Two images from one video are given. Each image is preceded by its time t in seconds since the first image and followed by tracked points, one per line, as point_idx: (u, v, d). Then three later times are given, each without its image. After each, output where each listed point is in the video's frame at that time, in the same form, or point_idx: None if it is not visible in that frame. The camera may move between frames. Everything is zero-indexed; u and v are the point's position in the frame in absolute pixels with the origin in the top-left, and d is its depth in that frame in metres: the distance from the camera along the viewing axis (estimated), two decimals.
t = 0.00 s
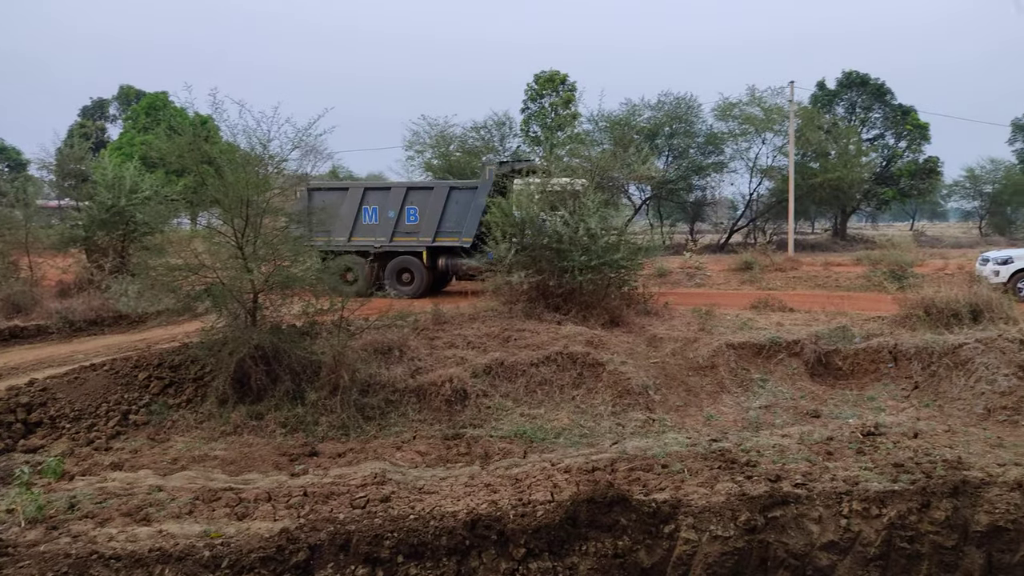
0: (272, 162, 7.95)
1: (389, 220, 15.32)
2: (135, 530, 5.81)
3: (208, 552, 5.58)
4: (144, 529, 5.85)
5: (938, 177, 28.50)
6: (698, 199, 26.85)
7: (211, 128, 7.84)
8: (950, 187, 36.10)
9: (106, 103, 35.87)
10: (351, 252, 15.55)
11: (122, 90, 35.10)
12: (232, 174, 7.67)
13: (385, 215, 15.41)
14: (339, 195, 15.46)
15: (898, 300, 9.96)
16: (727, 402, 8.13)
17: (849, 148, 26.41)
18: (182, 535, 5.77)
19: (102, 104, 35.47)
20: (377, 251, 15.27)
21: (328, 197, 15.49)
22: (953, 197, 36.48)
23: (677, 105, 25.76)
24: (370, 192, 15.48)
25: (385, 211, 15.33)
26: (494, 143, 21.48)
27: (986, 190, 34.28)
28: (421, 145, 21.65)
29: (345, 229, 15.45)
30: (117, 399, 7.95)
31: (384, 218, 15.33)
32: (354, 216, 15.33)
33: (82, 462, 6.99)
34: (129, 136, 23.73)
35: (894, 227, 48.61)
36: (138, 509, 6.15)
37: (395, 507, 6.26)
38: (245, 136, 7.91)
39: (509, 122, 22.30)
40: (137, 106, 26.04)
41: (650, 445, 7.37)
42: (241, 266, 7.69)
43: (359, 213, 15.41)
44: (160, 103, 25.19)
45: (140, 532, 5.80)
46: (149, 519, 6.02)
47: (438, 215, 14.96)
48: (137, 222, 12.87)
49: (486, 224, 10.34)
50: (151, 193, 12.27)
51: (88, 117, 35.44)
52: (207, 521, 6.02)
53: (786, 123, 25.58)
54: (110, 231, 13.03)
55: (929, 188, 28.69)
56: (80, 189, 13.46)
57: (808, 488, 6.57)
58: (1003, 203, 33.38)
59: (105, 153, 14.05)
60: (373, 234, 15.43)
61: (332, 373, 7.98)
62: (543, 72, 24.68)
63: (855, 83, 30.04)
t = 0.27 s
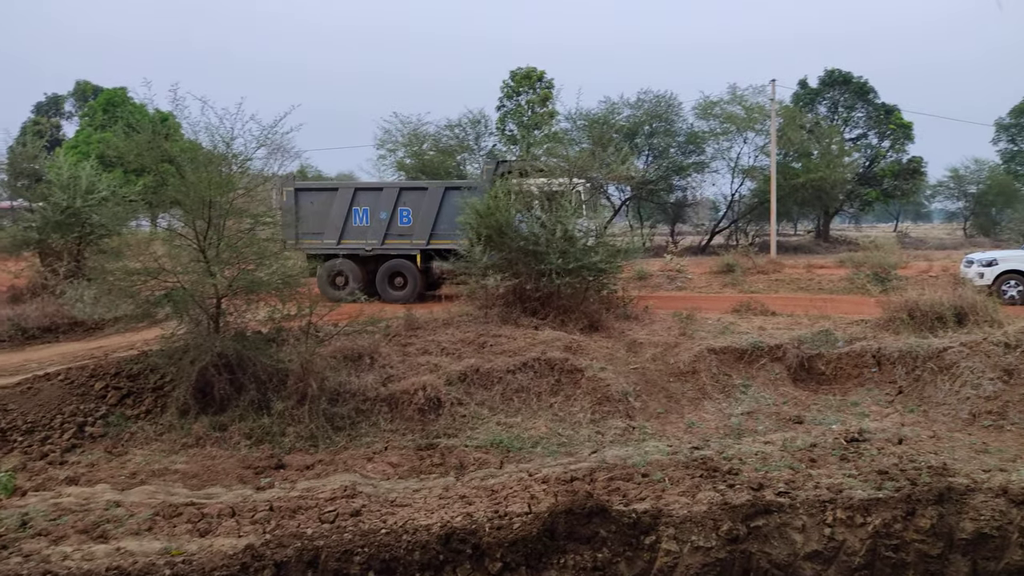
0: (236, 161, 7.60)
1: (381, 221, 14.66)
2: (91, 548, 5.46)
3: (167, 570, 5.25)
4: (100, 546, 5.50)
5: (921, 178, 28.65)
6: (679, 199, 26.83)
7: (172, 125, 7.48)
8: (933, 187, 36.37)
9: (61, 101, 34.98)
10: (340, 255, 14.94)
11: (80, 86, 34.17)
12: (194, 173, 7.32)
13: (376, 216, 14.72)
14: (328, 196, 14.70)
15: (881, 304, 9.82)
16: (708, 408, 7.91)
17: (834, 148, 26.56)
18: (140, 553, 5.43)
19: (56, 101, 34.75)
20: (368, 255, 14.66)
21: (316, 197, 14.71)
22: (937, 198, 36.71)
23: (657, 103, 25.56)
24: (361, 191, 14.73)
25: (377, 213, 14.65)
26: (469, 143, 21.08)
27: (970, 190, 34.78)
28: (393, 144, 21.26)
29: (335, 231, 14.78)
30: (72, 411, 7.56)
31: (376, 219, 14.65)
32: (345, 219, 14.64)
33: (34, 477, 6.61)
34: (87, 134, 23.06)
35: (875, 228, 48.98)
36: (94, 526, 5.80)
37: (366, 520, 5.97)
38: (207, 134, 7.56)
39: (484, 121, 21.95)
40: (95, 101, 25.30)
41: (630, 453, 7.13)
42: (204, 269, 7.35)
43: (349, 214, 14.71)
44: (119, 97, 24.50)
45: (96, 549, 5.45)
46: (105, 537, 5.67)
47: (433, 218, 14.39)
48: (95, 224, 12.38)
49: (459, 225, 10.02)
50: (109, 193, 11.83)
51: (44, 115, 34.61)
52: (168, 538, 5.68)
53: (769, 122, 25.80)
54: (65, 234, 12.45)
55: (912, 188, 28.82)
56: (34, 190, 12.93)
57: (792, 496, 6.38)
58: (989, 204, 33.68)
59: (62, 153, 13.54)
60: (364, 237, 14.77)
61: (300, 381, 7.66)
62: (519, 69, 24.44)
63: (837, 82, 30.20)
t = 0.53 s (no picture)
0: (202, 161, 7.24)
1: (375, 224, 14.22)
2: (47, 570, 5.09)
3: None
4: (57, 568, 5.13)
5: (915, 179, 28.60)
6: (666, 201, 26.73)
7: (134, 123, 7.11)
8: (927, 188, 36.48)
9: (18, 99, 34.19)
10: (333, 259, 14.53)
11: (40, 83, 33.35)
12: (157, 174, 6.95)
13: (370, 219, 14.27)
14: (320, 198, 14.30)
15: (873, 308, 9.59)
16: (696, 417, 7.64)
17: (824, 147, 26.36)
18: (101, 573, 5.07)
19: (12, 98, 33.92)
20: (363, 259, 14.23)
21: (309, 199, 14.34)
22: (930, 198, 36.86)
23: (642, 102, 25.56)
24: (354, 193, 14.30)
25: (371, 216, 14.21)
26: (447, 142, 20.88)
27: (964, 190, 34.82)
28: (368, 143, 20.88)
29: (327, 234, 14.37)
30: (29, 424, 7.16)
31: (370, 222, 14.21)
32: (337, 221, 14.22)
33: None
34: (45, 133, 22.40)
35: (864, 231, 49.06)
36: (52, 546, 5.42)
37: (339, 538, 5.63)
38: (172, 133, 7.20)
39: (463, 120, 21.57)
40: (55, 99, 24.56)
41: (615, 465, 6.84)
42: (168, 275, 7.00)
43: (342, 217, 14.29)
44: (78, 94, 23.69)
45: (53, 571, 5.08)
46: (63, 558, 5.29)
47: (430, 221, 13.92)
48: (52, 227, 11.95)
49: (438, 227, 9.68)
50: (67, 195, 11.43)
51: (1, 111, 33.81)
52: (130, 558, 5.31)
53: (756, 121, 25.40)
54: (21, 238, 12.04)
55: (906, 189, 28.72)
56: None
57: (783, 507, 6.12)
58: (982, 205, 33.59)
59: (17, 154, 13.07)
60: (358, 240, 14.34)
61: (270, 393, 7.31)
62: (500, 64, 24.31)
63: (828, 79, 30.10)
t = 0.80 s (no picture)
0: (171, 163, 7.00)
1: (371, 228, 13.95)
2: None
3: None
4: None
5: (901, 179, 28.58)
6: (649, 203, 26.74)
7: (100, 123, 6.87)
8: (915, 188, 36.59)
9: None
10: (326, 263, 14.18)
11: None
12: (123, 176, 6.71)
13: (366, 222, 13.99)
14: (314, 200, 13.97)
15: (859, 311, 9.48)
16: (680, 424, 7.48)
17: (809, 147, 26.51)
18: None
19: None
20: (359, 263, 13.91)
21: (301, 201, 13.97)
22: (918, 199, 37.05)
23: (625, 100, 25.22)
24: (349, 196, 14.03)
25: (367, 218, 13.92)
26: (425, 142, 20.81)
27: (952, 190, 35.00)
28: (344, 143, 20.58)
29: (321, 237, 14.02)
30: None
31: (366, 225, 13.91)
32: (331, 224, 13.90)
33: None
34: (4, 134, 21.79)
35: (849, 232, 49.26)
36: (13, 565, 5.16)
37: (313, 552, 5.42)
38: (139, 135, 6.97)
39: (442, 120, 21.56)
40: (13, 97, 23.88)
41: (598, 474, 6.67)
42: (135, 281, 6.76)
43: (336, 220, 13.98)
44: (37, 93, 22.98)
45: None
46: None
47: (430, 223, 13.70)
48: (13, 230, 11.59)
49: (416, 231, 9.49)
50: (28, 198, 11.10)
51: None
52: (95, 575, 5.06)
53: (741, 121, 25.34)
54: None
55: (891, 190, 28.72)
56: None
57: (769, 516, 5.98)
58: (969, 206, 33.70)
59: None
60: (353, 244, 14.03)
61: (240, 403, 7.14)
62: (478, 63, 24.18)
63: (813, 79, 30.11)
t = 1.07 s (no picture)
0: (136, 167, 6.93)
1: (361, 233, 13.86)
2: None
3: None
4: None
5: (866, 185, 29.08)
6: (619, 208, 26.61)
7: (64, 127, 6.78)
8: (880, 194, 37.25)
9: None
10: (316, 268, 14.04)
11: None
12: (87, 180, 6.61)
13: (355, 227, 13.91)
14: (303, 205, 13.83)
15: (825, 315, 9.61)
16: (650, 427, 7.51)
17: (776, 153, 26.93)
18: None
19: None
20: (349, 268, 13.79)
21: (290, 206, 13.82)
22: (882, 204, 37.78)
23: (595, 106, 25.44)
24: (339, 201, 13.93)
25: (357, 223, 13.85)
26: (396, 147, 20.71)
27: (916, 195, 35.70)
28: (314, 148, 20.36)
29: (311, 242, 13.88)
30: None
31: (356, 230, 13.83)
32: (321, 229, 13.77)
33: None
34: None
35: (818, 236, 50.03)
36: None
37: (282, 560, 5.36)
38: (104, 138, 6.90)
39: (414, 125, 21.38)
40: None
41: (569, 478, 6.67)
42: (99, 286, 6.68)
43: (326, 224, 13.86)
44: None
45: None
46: None
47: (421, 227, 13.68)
48: None
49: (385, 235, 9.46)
50: None
51: None
52: None
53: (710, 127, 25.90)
54: None
55: (856, 196, 29.21)
56: None
57: (737, 517, 6.03)
58: (933, 211, 34.36)
59: None
60: (343, 248, 13.94)
61: (208, 410, 7.02)
62: (449, 68, 24.20)
63: (779, 86, 30.55)
